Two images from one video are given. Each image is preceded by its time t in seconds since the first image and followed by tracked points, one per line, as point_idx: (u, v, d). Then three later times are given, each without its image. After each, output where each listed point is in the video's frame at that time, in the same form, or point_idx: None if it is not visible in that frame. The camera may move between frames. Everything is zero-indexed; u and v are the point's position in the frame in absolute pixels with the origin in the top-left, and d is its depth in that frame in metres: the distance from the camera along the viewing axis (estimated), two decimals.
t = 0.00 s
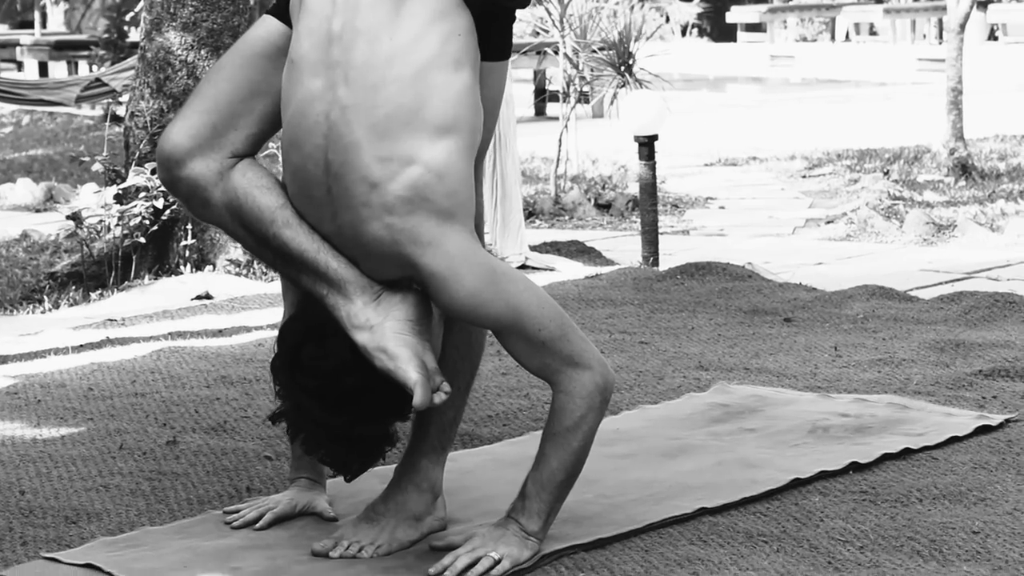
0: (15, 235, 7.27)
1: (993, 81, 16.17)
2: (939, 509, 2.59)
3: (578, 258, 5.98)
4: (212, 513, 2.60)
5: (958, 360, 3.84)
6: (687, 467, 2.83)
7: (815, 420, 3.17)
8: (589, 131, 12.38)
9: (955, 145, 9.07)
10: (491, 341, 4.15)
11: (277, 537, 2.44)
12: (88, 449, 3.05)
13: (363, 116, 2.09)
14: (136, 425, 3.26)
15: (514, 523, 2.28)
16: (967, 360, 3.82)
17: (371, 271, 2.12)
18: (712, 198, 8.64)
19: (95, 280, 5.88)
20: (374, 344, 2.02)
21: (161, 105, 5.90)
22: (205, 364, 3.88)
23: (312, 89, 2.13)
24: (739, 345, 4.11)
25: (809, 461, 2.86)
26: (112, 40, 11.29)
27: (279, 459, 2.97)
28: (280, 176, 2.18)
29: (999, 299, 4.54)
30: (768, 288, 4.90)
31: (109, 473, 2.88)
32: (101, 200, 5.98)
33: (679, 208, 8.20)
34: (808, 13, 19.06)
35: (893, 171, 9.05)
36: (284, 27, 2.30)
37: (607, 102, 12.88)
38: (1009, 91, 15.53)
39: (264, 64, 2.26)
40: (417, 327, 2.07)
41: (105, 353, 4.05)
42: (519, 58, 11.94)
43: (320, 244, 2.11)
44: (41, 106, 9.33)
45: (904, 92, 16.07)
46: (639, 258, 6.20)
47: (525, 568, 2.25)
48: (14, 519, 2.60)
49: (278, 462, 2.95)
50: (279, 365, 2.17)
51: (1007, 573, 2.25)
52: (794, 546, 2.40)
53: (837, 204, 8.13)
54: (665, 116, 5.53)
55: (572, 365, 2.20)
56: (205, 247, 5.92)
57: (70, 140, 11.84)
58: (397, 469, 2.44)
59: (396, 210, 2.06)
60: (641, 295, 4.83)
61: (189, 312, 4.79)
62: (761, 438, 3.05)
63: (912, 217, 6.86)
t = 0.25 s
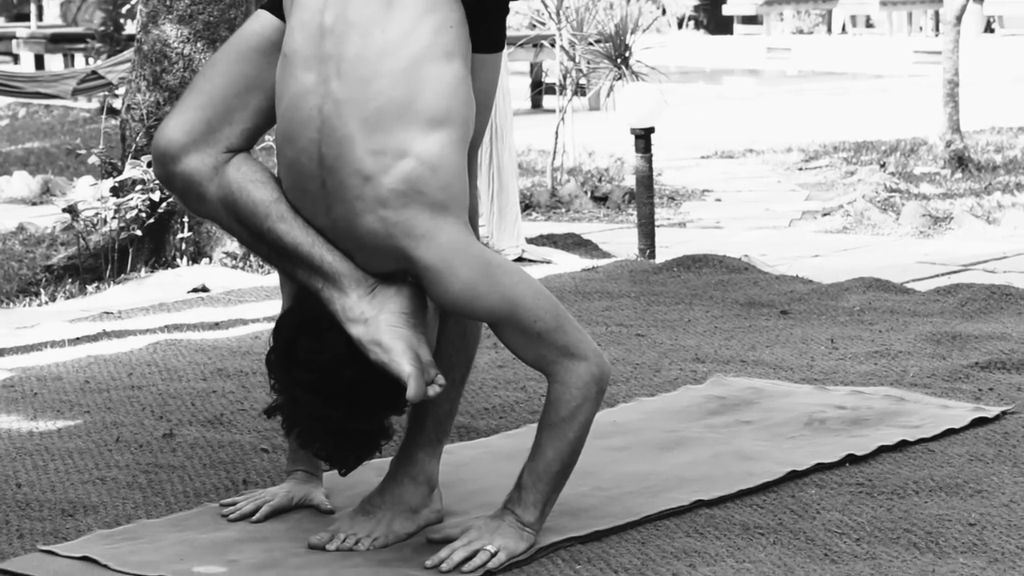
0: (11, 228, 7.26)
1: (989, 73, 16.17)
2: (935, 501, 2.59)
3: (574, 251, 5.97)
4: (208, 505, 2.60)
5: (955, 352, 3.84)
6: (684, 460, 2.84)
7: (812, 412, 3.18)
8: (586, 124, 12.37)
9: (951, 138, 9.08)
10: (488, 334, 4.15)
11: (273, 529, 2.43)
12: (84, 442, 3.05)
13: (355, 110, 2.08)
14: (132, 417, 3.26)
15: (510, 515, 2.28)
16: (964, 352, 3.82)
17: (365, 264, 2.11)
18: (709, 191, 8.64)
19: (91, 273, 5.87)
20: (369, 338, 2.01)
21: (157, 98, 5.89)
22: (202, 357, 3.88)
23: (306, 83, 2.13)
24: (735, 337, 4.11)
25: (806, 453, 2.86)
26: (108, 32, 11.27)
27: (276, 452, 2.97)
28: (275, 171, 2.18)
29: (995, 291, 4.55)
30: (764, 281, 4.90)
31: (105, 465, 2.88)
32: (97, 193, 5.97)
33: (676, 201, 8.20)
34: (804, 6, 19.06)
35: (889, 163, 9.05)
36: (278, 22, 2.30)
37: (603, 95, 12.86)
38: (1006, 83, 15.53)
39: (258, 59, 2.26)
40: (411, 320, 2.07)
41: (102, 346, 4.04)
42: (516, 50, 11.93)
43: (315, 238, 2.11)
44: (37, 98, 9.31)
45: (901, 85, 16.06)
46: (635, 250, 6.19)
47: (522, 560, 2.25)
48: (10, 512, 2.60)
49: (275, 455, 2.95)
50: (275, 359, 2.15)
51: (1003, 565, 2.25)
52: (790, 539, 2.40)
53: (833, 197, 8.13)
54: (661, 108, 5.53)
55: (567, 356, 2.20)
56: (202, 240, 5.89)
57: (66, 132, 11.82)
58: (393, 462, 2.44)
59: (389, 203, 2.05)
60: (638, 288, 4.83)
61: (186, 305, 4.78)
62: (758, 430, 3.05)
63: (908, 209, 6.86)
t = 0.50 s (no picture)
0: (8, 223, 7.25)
1: (987, 67, 16.17)
2: (933, 495, 2.59)
3: (572, 246, 5.97)
4: (207, 500, 2.60)
5: (952, 346, 3.84)
6: (682, 454, 2.84)
7: (810, 407, 3.18)
8: (583, 119, 12.37)
9: (949, 132, 9.08)
10: (486, 329, 4.15)
11: (272, 524, 2.43)
12: (82, 437, 3.05)
13: (351, 107, 2.08)
14: (130, 412, 3.26)
15: (508, 509, 2.28)
16: (961, 347, 3.82)
17: (362, 259, 2.11)
18: (706, 185, 8.64)
19: (89, 268, 5.86)
20: (365, 332, 2.01)
21: (154, 93, 5.88)
22: (200, 352, 3.88)
23: (302, 80, 2.13)
24: (733, 332, 4.11)
25: (804, 448, 2.86)
26: (105, 27, 11.25)
27: (274, 447, 2.97)
28: (273, 166, 2.18)
29: (993, 286, 4.55)
30: (762, 275, 4.90)
31: (103, 460, 2.88)
32: (95, 188, 5.97)
33: (674, 195, 8.20)
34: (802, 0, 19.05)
35: (887, 158, 9.05)
36: (276, 17, 2.28)
37: (601, 89, 12.85)
38: (1004, 77, 15.53)
39: (256, 55, 2.25)
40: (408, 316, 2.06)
41: (100, 341, 4.04)
42: (514, 45, 11.92)
43: (312, 233, 2.11)
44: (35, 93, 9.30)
45: (899, 79, 16.05)
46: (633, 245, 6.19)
47: (520, 554, 2.25)
48: (9, 507, 2.60)
49: (273, 450, 2.95)
50: (273, 354, 2.15)
51: (1001, 559, 2.25)
52: (787, 533, 2.40)
53: (831, 191, 8.13)
54: (659, 103, 5.52)
55: (565, 351, 2.20)
56: (200, 235, 5.87)
57: (64, 127, 11.81)
58: (392, 457, 2.44)
59: (385, 199, 2.05)
60: (635, 283, 4.83)
61: (184, 300, 4.78)
62: (756, 425, 3.05)
63: (906, 204, 6.86)
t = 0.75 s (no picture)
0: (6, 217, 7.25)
1: (985, 61, 16.16)
2: (931, 488, 2.59)
3: (570, 239, 5.97)
4: (205, 494, 2.60)
5: (950, 340, 3.84)
6: (680, 447, 2.84)
7: (808, 400, 3.18)
8: (582, 112, 12.37)
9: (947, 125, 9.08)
10: (484, 323, 4.15)
11: (270, 518, 2.44)
12: (81, 430, 3.04)
13: (348, 101, 2.08)
14: (128, 406, 3.26)
15: (506, 503, 2.28)
16: (959, 340, 3.83)
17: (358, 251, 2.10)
18: (704, 178, 8.64)
19: (87, 262, 5.86)
20: (361, 323, 2.00)
21: (152, 86, 5.88)
22: (198, 345, 3.88)
23: (298, 77, 2.13)
24: (730, 325, 4.11)
25: (801, 441, 2.86)
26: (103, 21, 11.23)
27: (272, 440, 2.97)
28: (270, 160, 2.18)
29: (991, 279, 4.55)
30: (760, 269, 4.90)
31: (101, 454, 2.88)
32: (93, 181, 5.97)
33: (672, 188, 8.20)
34: None
35: (885, 151, 9.05)
36: (273, 12, 2.29)
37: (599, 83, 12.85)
38: (1002, 70, 15.52)
39: (254, 50, 2.25)
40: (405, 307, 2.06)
41: (98, 334, 4.04)
42: (512, 38, 11.91)
43: (308, 225, 2.10)
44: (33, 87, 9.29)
45: (897, 72, 16.05)
46: (631, 238, 6.19)
47: (517, 548, 2.25)
48: (7, 500, 2.60)
49: (271, 443, 2.95)
50: (268, 341, 2.16)
51: (999, 552, 2.26)
52: (785, 526, 2.40)
53: (829, 184, 8.13)
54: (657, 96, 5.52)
55: (563, 345, 2.20)
56: (197, 228, 5.87)
57: (62, 121, 11.80)
58: (391, 450, 2.44)
59: (382, 192, 2.05)
60: (633, 276, 4.82)
61: (181, 293, 4.77)
62: (753, 418, 3.05)
63: (904, 197, 6.86)
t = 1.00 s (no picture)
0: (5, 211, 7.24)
1: (984, 55, 16.16)
2: (929, 483, 2.59)
3: (569, 233, 5.97)
4: (203, 488, 2.60)
5: (949, 334, 3.84)
6: (679, 442, 2.84)
7: (806, 394, 3.18)
8: (580, 106, 12.36)
9: (946, 120, 9.08)
10: (483, 317, 4.15)
11: (268, 512, 2.43)
12: (80, 425, 3.04)
13: (347, 97, 2.08)
14: (127, 400, 3.25)
15: (505, 498, 2.28)
16: (958, 334, 3.83)
17: (357, 244, 2.10)
18: (703, 173, 8.63)
19: (86, 257, 5.89)
20: (358, 314, 2.00)
21: (151, 81, 5.88)
22: (196, 340, 3.87)
23: (296, 72, 2.13)
24: (729, 320, 4.11)
25: (800, 435, 2.86)
26: (101, 15, 11.22)
27: (270, 435, 2.97)
28: (268, 154, 2.18)
29: (989, 273, 4.55)
30: (758, 263, 4.90)
31: (100, 448, 2.88)
32: (91, 176, 5.95)
33: (670, 183, 8.19)
34: None
35: (883, 146, 9.05)
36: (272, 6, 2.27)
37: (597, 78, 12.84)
38: (1000, 64, 15.51)
39: (253, 45, 2.24)
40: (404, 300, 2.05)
41: (96, 329, 4.04)
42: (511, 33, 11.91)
43: (306, 218, 2.10)
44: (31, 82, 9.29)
45: (896, 67, 16.04)
46: (630, 232, 6.19)
47: (516, 542, 2.25)
48: (5, 495, 2.60)
49: (270, 437, 2.95)
50: (263, 331, 2.11)
51: (998, 546, 2.26)
52: (784, 521, 2.40)
53: (828, 179, 8.13)
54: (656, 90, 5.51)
55: (562, 340, 2.20)
56: (196, 224, 5.84)
57: (60, 115, 11.79)
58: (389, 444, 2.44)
59: (382, 187, 2.04)
60: (632, 270, 4.82)
61: (180, 288, 4.77)
62: (752, 413, 3.05)
63: (903, 191, 6.86)
